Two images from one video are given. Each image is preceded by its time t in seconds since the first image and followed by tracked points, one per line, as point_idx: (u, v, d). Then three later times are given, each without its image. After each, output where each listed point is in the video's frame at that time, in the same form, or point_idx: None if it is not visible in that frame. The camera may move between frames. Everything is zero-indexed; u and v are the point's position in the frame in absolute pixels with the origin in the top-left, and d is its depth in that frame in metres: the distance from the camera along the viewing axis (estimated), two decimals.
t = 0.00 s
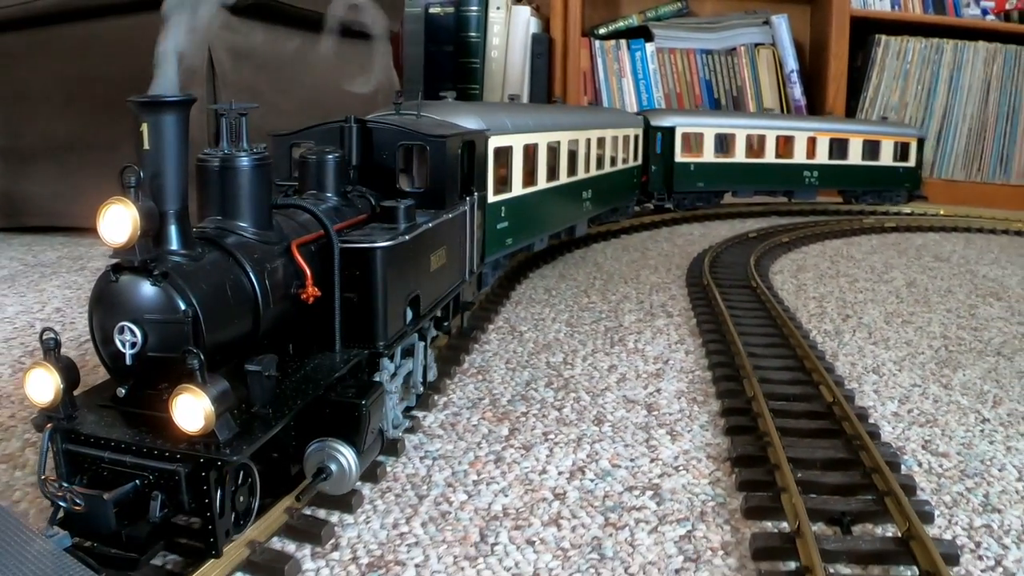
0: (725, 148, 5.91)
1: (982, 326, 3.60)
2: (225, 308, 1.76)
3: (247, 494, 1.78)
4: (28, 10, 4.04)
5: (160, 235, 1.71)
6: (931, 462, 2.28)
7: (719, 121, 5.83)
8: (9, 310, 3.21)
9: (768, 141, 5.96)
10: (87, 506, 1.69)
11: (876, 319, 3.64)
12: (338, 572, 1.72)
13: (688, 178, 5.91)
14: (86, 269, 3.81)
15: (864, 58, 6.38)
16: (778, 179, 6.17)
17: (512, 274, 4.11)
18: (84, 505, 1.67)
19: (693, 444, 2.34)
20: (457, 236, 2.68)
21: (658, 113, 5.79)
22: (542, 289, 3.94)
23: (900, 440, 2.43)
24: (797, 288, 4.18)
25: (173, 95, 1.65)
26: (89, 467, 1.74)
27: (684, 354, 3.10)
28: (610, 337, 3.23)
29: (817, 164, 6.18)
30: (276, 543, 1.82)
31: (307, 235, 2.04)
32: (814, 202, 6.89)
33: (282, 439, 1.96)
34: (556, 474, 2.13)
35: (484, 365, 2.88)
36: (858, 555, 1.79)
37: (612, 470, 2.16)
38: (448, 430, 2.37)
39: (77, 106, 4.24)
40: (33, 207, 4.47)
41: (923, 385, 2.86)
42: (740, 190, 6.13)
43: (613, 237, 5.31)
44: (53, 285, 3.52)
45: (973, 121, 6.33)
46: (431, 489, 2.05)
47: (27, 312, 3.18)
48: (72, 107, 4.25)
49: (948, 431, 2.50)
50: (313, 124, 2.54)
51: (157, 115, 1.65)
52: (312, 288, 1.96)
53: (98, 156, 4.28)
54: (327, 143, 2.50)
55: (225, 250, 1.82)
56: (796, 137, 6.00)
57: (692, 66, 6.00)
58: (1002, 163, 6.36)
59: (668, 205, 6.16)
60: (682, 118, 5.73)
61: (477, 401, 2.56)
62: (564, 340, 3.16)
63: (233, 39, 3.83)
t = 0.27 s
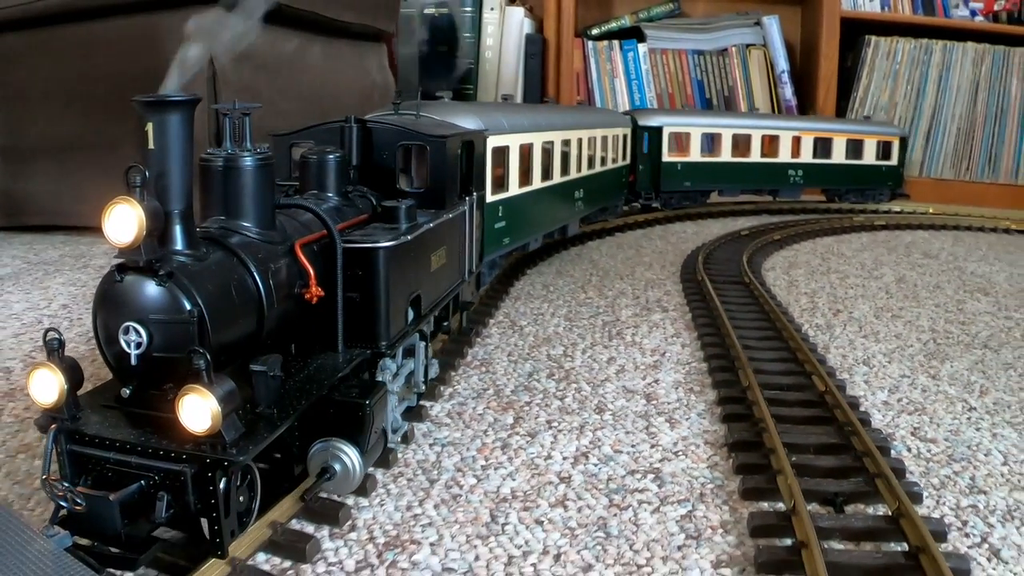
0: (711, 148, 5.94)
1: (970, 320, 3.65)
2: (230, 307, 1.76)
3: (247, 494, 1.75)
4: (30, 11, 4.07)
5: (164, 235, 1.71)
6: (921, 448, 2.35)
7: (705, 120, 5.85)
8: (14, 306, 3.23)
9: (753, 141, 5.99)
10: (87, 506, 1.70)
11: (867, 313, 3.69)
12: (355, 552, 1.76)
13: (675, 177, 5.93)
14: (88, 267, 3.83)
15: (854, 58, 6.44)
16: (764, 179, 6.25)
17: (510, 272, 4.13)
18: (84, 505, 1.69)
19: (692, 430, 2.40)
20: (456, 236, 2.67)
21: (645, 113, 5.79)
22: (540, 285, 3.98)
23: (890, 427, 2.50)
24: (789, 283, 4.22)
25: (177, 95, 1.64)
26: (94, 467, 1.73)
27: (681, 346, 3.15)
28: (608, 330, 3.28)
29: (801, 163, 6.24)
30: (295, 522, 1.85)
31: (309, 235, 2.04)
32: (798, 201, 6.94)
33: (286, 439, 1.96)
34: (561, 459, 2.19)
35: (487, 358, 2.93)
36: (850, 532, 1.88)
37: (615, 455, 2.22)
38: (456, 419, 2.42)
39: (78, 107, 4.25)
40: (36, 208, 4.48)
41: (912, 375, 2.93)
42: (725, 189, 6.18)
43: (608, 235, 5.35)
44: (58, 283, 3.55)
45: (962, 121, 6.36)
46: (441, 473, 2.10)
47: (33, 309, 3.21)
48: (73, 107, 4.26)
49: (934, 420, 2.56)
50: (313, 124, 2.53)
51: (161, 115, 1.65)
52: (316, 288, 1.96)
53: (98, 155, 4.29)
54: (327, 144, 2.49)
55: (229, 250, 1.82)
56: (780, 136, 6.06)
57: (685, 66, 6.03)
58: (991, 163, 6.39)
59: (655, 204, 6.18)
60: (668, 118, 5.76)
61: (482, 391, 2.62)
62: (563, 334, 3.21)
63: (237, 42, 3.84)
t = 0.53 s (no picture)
0: (698, 147, 5.95)
1: (958, 314, 3.68)
2: (234, 306, 1.76)
3: (247, 495, 1.74)
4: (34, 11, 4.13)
5: (168, 234, 1.71)
6: (911, 435, 2.41)
7: (693, 120, 5.85)
8: (19, 303, 3.28)
9: (741, 141, 6.01)
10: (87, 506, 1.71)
11: (857, 308, 3.72)
12: (371, 534, 1.82)
13: (663, 176, 5.92)
14: (90, 265, 3.87)
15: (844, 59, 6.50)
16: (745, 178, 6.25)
17: (509, 270, 4.16)
18: (84, 506, 1.70)
19: (689, 419, 2.46)
20: (456, 236, 2.67)
21: (633, 113, 5.78)
22: (538, 282, 4.02)
23: (880, 416, 2.56)
24: (782, 280, 4.24)
25: (181, 95, 1.64)
26: (97, 468, 1.73)
27: (677, 340, 3.20)
28: (606, 325, 3.33)
29: (787, 162, 6.26)
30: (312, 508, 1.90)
31: (311, 235, 2.04)
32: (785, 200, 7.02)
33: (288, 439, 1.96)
34: (564, 446, 2.25)
35: (489, 352, 2.99)
36: (842, 513, 1.94)
37: (615, 442, 2.28)
38: (461, 409, 2.47)
39: (80, 105, 4.32)
40: (33, 206, 4.51)
41: (901, 367, 2.98)
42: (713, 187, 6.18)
43: (602, 234, 5.39)
44: (61, 280, 3.59)
45: (952, 120, 6.41)
46: (450, 460, 2.16)
47: (38, 305, 3.25)
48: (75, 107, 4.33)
49: (923, 409, 2.60)
50: (312, 124, 2.53)
51: (165, 114, 1.64)
52: (318, 288, 1.96)
53: (102, 154, 4.35)
54: (327, 144, 2.49)
55: (232, 250, 1.82)
56: (766, 135, 6.08)
57: (677, 67, 6.06)
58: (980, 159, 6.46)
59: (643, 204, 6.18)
60: (656, 118, 5.75)
61: (486, 382, 2.68)
62: (562, 329, 3.26)
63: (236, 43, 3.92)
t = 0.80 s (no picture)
0: (686, 147, 5.97)
1: (947, 309, 3.73)
2: (237, 306, 1.76)
3: (250, 495, 1.75)
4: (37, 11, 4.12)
5: (172, 234, 1.71)
6: (900, 423, 2.49)
7: (681, 119, 5.86)
8: (26, 300, 3.32)
9: (727, 141, 6.05)
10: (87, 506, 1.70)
11: (848, 303, 3.76)
12: (385, 516, 1.88)
13: (650, 175, 5.95)
14: (92, 262, 3.91)
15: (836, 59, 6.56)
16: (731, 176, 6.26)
17: (506, 267, 4.19)
18: (85, 506, 1.69)
19: (687, 408, 2.54)
20: (457, 236, 2.66)
21: (622, 112, 5.80)
22: (536, 278, 4.05)
23: (871, 405, 2.64)
24: (774, 276, 4.27)
25: (184, 94, 1.67)
26: (100, 468, 1.73)
27: (673, 333, 3.26)
28: (603, 319, 3.39)
29: (774, 161, 6.28)
30: (327, 492, 1.95)
31: (314, 235, 2.04)
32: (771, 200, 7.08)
33: (290, 439, 1.96)
34: (568, 433, 2.32)
35: (490, 345, 3.05)
36: (836, 494, 2.02)
37: (615, 430, 2.36)
38: (467, 399, 2.53)
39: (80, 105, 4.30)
40: (33, 205, 4.51)
41: (891, 359, 3.04)
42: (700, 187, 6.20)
43: (597, 231, 5.43)
44: (65, 277, 3.63)
45: (942, 119, 6.45)
46: (458, 446, 2.22)
47: (45, 301, 3.29)
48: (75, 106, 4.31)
49: (912, 399, 2.68)
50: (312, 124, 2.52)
51: (169, 114, 1.67)
52: (321, 288, 1.96)
53: (98, 154, 4.34)
54: (328, 144, 2.49)
55: (235, 249, 1.83)
56: (752, 135, 6.10)
57: (669, 66, 6.09)
58: (969, 158, 6.51)
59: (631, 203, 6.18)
60: (645, 117, 5.75)
61: (489, 374, 2.74)
62: (560, 323, 3.31)
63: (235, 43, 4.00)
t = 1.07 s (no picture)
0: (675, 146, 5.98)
1: (936, 303, 3.76)
2: (239, 305, 1.76)
3: (251, 496, 1.75)
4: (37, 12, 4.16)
5: (173, 233, 1.71)
6: (891, 411, 2.55)
7: (670, 118, 5.86)
8: (31, 298, 3.37)
9: (714, 140, 6.06)
10: (87, 506, 1.70)
11: (840, 299, 3.79)
12: (399, 500, 1.95)
13: (639, 175, 5.96)
14: (95, 261, 3.95)
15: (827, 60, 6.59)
16: (718, 174, 6.28)
17: (505, 264, 4.23)
18: (85, 506, 1.69)
19: (685, 398, 2.61)
20: (458, 236, 2.66)
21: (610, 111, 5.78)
22: (534, 274, 4.10)
23: (862, 395, 2.70)
24: (767, 272, 4.29)
25: (185, 94, 1.67)
26: (100, 468, 1.72)
27: (670, 327, 3.31)
28: (601, 314, 3.44)
29: (759, 159, 6.32)
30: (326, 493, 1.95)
31: (315, 235, 2.04)
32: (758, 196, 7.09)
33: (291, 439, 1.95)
34: (571, 422, 2.39)
35: (491, 338, 3.11)
36: (830, 477, 2.09)
37: (616, 419, 2.42)
38: (471, 390, 2.60)
39: (79, 106, 4.34)
40: (34, 204, 4.58)
41: (882, 351, 3.10)
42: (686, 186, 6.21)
43: (592, 229, 5.47)
44: (69, 275, 3.68)
45: (932, 117, 6.49)
46: (465, 435, 2.29)
47: (50, 299, 3.34)
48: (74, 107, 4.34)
49: (902, 388, 2.74)
50: (311, 124, 2.52)
51: (170, 113, 1.67)
52: (322, 288, 1.96)
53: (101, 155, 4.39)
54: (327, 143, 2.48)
55: (236, 249, 1.83)
56: (739, 134, 6.11)
57: (662, 66, 6.11)
58: (958, 159, 6.58)
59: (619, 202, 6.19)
60: (635, 117, 5.73)
61: (492, 367, 2.80)
62: (559, 318, 3.37)
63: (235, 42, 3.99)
